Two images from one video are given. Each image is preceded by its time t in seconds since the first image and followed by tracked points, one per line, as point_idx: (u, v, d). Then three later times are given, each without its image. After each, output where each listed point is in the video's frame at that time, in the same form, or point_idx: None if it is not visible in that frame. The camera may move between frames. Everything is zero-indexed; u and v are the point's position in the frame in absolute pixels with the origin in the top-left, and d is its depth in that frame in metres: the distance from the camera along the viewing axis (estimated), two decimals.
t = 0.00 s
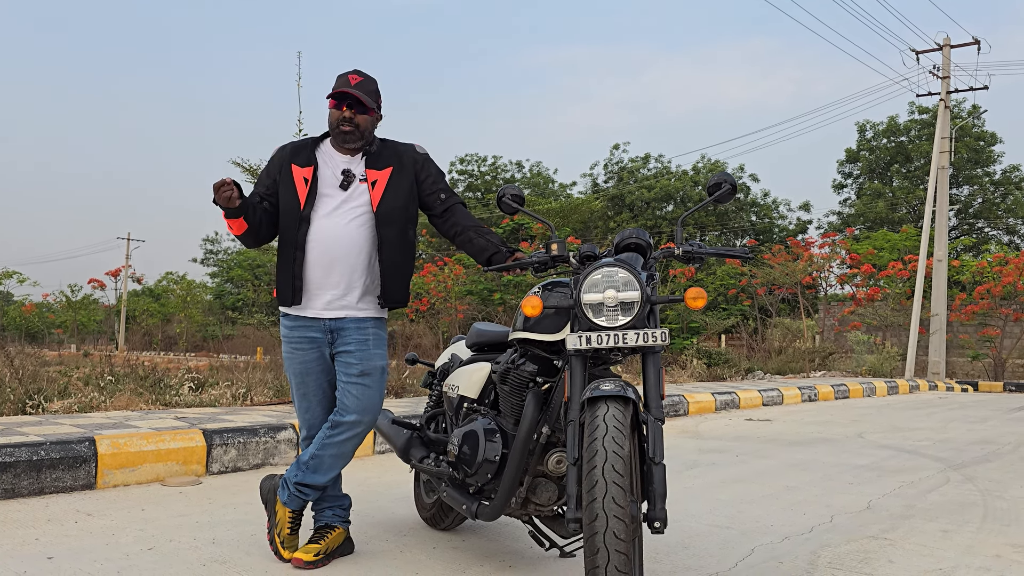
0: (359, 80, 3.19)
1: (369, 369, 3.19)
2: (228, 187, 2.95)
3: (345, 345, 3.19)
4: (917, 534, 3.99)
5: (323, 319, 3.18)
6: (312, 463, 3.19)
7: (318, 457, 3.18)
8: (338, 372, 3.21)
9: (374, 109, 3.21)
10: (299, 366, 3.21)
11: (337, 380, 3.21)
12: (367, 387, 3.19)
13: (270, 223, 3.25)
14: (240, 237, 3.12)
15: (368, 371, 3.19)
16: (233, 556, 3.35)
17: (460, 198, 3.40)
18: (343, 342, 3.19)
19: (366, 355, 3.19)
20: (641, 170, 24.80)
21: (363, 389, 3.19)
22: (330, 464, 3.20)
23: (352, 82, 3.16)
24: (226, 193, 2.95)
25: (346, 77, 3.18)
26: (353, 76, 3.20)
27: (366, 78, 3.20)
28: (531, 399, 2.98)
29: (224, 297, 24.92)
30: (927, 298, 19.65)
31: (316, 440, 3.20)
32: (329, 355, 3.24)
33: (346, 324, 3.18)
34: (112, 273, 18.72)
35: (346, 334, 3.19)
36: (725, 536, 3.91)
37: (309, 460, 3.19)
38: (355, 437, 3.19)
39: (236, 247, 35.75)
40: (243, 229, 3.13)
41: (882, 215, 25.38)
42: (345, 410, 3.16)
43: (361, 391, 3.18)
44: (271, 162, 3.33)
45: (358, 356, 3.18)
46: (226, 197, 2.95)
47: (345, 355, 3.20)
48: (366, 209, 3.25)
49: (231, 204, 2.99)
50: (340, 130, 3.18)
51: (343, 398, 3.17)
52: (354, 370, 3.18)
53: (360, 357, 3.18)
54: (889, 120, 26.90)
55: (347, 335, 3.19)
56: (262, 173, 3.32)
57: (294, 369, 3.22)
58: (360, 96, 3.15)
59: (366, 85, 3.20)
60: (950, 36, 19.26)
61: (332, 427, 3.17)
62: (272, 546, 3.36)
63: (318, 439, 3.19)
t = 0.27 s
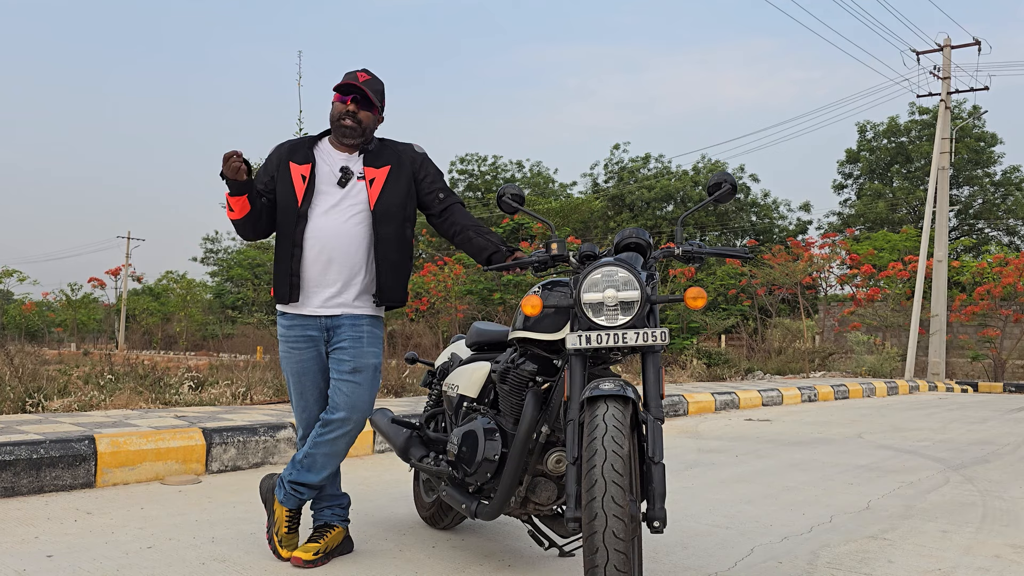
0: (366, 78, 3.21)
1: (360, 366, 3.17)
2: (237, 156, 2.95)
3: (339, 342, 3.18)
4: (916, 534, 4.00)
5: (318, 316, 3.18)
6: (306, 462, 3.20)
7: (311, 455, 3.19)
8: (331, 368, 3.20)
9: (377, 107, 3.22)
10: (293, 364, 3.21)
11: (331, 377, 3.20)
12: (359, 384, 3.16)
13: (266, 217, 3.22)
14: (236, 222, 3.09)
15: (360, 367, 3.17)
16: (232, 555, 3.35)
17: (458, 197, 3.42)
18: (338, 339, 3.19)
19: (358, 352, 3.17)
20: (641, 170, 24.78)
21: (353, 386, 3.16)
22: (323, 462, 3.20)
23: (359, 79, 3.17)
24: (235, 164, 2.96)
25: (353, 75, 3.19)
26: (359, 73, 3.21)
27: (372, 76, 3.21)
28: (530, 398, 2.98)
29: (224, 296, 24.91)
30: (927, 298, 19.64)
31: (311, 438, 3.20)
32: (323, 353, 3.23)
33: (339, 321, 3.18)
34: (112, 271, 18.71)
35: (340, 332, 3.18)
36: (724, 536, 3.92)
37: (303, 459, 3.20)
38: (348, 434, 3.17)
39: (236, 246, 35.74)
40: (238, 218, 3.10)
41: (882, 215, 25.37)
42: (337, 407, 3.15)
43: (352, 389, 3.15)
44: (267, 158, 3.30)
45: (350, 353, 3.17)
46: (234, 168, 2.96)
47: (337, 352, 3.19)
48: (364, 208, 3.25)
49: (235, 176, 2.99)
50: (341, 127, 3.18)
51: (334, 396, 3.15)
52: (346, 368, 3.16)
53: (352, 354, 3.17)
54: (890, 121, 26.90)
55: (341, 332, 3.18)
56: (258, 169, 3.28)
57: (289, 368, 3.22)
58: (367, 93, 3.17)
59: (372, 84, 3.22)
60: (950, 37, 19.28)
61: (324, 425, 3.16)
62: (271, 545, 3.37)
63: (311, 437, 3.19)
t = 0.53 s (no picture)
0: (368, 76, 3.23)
1: (352, 363, 3.14)
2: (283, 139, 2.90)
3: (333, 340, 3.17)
4: (915, 535, 4.00)
5: (315, 315, 3.18)
6: (301, 460, 3.19)
7: (305, 453, 3.18)
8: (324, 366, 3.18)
9: (378, 106, 3.23)
10: (288, 363, 3.22)
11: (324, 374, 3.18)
12: (350, 380, 3.14)
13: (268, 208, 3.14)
14: (250, 207, 3.00)
15: (352, 365, 3.14)
16: (232, 554, 3.35)
17: (457, 197, 3.43)
18: (332, 337, 3.17)
19: (351, 349, 3.15)
20: (642, 171, 24.78)
21: (343, 383, 3.13)
22: (317, 460, 3.18)
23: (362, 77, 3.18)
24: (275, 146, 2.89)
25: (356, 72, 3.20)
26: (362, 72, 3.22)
27: (374, 75, 3.22)
28: (530, 398, 2.97)
29: (224, 296, 24.90)
30: (927, 299, 19.64)
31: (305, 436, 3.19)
32: (319, 352, 3.23)
33: (334, 319, 3.18)
34: (112, 271, 18.72)
35: (335, 329, 3.17)
36: (724, 537, 3.91)
37: (298, 457, 3.20)
38: (339, 432, 3.14)
39: (236, 246, 35.74)
40: (253, 202, 3.01)
41: (882, 216, 25.37)
42: (327, 404, 3.12)
43: (342, 385, 3.13)
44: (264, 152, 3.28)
45: (343, 350, 3.15)
46: (274, 150, 2.88)
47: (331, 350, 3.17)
48: (362, 205, 3.25)
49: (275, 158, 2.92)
50: (341, 123, 3.18)
51: (325, 392, 3.13)
52: (338, 364, 3.14)
53: (345, 351, 3.15)
54: (890, 122, 26.90)
55: (335, 329, 3.17)
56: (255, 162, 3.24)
57: (285, 368, 3.23)
58: (369, 92, 3.17)
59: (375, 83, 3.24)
60: (950, 38, 19.31)
61: (316, 423, 3.15)
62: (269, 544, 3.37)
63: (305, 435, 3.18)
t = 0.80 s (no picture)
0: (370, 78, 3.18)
1: (349, 356, 3.13)
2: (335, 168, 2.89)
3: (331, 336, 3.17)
4: (915, 536, 3.99)
5: (312, 315, 3.18)
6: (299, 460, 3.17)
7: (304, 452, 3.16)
8: (322, 362, 3.17)
9: (379, 109, 3.20)
10: (286, 363, 3.22)
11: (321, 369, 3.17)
12: (348, 373, 3.12)
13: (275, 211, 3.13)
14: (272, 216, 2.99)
15: (350, 358, 3.13)
16: (231, 554, 3.35)
17: (458, 197, 3.44)
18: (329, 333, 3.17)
19: (349, 342, 3.14)
20: (642, 171, 24.78)
21: (341, 375, 3.12)
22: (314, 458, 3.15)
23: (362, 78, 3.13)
24: (326, 175, 2.89)
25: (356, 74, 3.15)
26: (363, 73, 3.18)
27: (375, 76, 3.18)
28: (530, 398, 2.98)
29: (224, 296, 24.90)
30: (927, 301, 19.64)
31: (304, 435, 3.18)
32: (317, 349, 3.23)
33: (333, 316, 3.17)
34: (112, 270, 18.73)
35: (333, 326, 3.17)
36: (723, 537, 3.91)
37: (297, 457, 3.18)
38: (340, 425, 3.10)
39: (236, 246, 35.75)
40: (274, 211, 2.99)
41: (882, 217, 25.37)
42: (325, 398, 3.10)
43: (340, 378, 3.11)
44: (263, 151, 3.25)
45: (341, 345, 3.14)
46: (325, 177, 2.89)
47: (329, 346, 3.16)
48: (363, 208, 3.24)
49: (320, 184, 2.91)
50: (341, 125, 3.14)
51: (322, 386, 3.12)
52: (336, 358, 3.13)
53: (342, 345, 3.14)
54: (891, 123, 26.91)
55: (333, 326, 3.17)
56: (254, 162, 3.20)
57: (283, 368, 3.23)
58: (369, 93, 3.13)
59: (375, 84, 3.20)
60: (951, 39, 19.32)
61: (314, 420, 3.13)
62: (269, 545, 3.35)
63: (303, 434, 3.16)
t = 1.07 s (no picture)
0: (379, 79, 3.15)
1: (352, 368, 3.12)
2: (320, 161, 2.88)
3: (332, 343, 3.15)
4: (915, 537, 3.99)
5: (311, 320, 3.16)
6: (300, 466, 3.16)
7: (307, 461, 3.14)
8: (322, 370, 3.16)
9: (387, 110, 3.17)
10: (285, 365, 3.20)
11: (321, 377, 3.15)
12: (350, 385, 3.11)
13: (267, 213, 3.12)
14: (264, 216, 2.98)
15: (351, 369, 3.12)
16: (233, 554, 3.35)
17: (462, 199, 3.44)
18: (330, 341, 3.16)
19: (350, 353, 3.13)
20: (643, 172, 24.79)
21: (343, 387, 3.11)
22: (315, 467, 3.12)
23: (370, 80, 3.09)
24: (316, 171, 2.88)
25: (365, 73, 3.11)
26: (368, 73, 3.10)
27: (382, 77, 3.14)
28: (531, 398, 2.98)
29: (225, 296, 24.92)
30: (927, 302, 19.65)
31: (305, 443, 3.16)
32: (317, 356, 3.21)
33: (332, 324, 3.15)
34: (113, 270, 18.75)
35: (333, 333, 3.15)
36: (724, 538, 3.91)
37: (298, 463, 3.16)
38: (345, 437, 3.08)
39: (237, 246, 35.75)
40: (265, 211, 2.99)
41: (883, 218, 25.37)
42: (328, 408, 3.08)
43: (342, 389, 3.10)
44: (263, 148, 3.21)
45: (342, 354, 3.12)
46: (316, 173, 2.88)
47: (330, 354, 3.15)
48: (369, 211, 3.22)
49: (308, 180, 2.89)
50: (351, 128, 3.12)
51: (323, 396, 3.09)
52: (338, 368, 3.11)
53: (343, 355, 3.12)
54: (892, 124, 26.91)
55: (333, 333, 3.15)
56: (253, 161, 3.17)
57: (282, 371, 3.21)
58: (377, 96, 3.09)
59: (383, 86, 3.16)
60: (952, 40, 19.34)
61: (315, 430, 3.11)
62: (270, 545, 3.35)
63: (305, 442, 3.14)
